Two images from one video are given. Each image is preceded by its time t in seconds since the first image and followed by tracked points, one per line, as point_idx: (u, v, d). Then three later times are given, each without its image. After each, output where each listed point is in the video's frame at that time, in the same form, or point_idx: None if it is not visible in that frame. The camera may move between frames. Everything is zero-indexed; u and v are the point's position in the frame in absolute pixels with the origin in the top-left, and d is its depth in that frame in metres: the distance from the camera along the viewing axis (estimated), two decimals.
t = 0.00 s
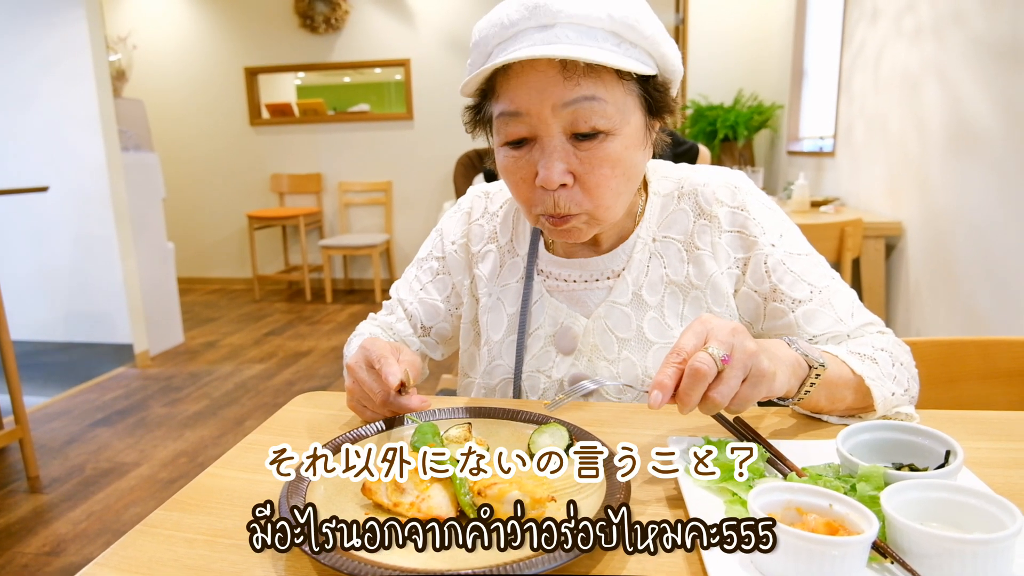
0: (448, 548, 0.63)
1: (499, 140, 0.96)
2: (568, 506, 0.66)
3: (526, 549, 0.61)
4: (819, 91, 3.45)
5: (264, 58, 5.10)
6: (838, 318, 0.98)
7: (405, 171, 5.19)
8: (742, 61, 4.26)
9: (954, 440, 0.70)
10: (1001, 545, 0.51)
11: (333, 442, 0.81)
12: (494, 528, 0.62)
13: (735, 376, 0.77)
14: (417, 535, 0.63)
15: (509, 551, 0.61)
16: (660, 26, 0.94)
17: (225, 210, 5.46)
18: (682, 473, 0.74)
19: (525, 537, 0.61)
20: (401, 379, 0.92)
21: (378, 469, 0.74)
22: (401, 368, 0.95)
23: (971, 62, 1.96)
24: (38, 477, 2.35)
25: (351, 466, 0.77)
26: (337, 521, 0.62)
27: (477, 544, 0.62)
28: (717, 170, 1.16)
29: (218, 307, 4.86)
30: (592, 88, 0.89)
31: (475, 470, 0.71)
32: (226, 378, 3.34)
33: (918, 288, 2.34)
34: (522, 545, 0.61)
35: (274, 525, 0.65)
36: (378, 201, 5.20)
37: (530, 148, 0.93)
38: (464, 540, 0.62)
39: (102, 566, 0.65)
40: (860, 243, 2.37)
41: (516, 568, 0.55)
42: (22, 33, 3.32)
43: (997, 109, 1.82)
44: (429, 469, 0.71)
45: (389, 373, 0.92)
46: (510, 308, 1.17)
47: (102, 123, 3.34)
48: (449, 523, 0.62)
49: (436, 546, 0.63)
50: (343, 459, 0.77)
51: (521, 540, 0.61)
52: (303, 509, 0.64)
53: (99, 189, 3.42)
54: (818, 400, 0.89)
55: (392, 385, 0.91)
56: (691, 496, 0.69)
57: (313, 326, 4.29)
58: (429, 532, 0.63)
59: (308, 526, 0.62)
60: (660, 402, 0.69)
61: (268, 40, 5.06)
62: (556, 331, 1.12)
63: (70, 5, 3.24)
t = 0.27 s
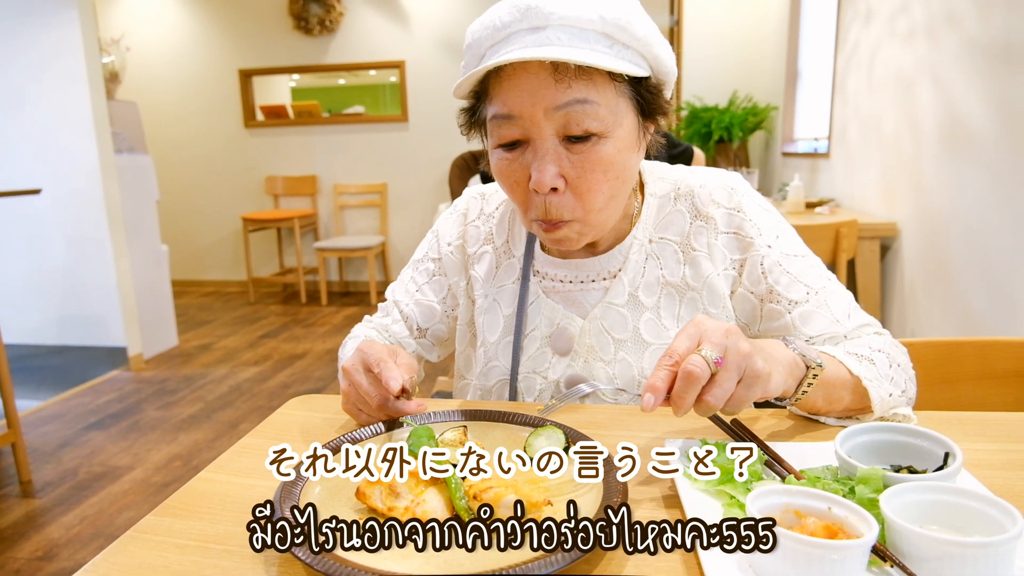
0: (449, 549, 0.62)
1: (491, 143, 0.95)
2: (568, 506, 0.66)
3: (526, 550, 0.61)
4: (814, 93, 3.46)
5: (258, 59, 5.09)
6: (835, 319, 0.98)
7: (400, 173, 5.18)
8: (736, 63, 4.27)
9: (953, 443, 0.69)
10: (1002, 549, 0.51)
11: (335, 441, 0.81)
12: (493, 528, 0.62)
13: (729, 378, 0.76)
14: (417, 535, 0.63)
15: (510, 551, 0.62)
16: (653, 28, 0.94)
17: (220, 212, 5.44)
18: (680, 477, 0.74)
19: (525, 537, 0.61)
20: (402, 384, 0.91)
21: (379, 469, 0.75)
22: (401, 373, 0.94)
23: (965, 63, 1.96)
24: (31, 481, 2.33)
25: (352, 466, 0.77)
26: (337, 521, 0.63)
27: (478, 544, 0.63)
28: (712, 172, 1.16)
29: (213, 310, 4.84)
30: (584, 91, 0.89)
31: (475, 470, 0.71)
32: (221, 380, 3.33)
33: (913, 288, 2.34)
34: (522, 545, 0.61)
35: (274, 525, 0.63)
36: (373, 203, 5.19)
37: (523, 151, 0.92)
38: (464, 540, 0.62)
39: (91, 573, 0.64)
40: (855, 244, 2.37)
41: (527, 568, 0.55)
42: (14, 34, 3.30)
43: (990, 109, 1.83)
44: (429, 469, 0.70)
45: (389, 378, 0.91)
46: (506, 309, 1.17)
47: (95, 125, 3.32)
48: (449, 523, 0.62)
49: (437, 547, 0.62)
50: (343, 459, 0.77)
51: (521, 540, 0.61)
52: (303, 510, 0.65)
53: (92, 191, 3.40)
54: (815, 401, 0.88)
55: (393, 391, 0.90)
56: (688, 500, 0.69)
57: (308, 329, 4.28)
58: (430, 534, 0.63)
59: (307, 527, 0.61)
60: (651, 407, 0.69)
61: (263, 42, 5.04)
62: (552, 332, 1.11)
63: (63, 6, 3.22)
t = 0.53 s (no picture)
0: (448, 549, 0.62)
1: (492, 144, 0.95)
2: (567, 506, 0.65)
3: (526, 550, 0.61)
4: (812, 93, 3.46)
5: (255, 59, 5.07)
6: (835, 322, 0.95)
7: (398, 173, 5.17)
8: (734, 63, 4.27)
9: (952, 444, 0.69)
10: (1001, 552, 0.50)
11: (336, 440, 0.82)
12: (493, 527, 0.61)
13: (729, 360, 0.76)
14: (417, 535, 0.63)
15: (509, 552, 0.61)
16: (653, 28, 0.93)
17: (217, 212, 5.43)
18: (677, 478, 0.73)
19: (524, 537, 0.61)
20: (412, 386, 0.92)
21: (379, 469, 0.74)
22: (411, 374, 0.95)
23: (962, 64, 1.96)
24: (26, 482, 2.31)
25: (352, 466, 0.77)
26: (337, 522, 0.63)
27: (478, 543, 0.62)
28: (713, 175, 1.15)
29: (210, 310, 4.82)
30: (585, 94, 0.88)
31: (475, 470, 0.71)
32: (217, 381, 3.31)
33: (910, 289, 2.34)
34: (522, 546, 0.61)
35: (273, 524, 0.62)
36: (370, 203, 5.18)
37: (524, 153, 0.91)
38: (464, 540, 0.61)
39: None
40: (852, 244, 2.37)
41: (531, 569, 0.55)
42: (10, 34, 3.29)
43: (988, 109, 1.83)
44: (429, 469, 0.70)
45: (399, 378, 0.92)
46: (504, 307, 1.16)
47: (91, 125, 3.31)
48: (449, 523, 0.61)
49: (436, 547, 0.62)
50: (343, 459, 0.77)
51: (521, 539, 0.61)
52: (302, 510, 0.65)
53: (88, 192, 3.39)
54: (820, 382, 0.88)
55: (403, 392, 0.91)
56: (686, 501, 0.68)
57: (305, 329, 4.27)
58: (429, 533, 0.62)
59: (307, 527, 0.61)
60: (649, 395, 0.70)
61: (260, 42, 5.03)
62: (551, 331, 1.11)
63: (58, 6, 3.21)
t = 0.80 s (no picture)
0: (448, 548, 0.62)
1: (498, 141, 0.95)
2: (567, 506, 0.66)
3: (525, 549, 0.61)
4: (810, 93, 3.46)
5: (253, 59, 5.07)
6: (832, 316, 0.96)
7: (396, 173, 5.17)
8: (732, 63, 4.27)
9: (947, 443, 0.69)
10: (997, 551, 0.50)
11: (337, 439, 0.82)
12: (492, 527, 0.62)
13: (716, 365, 0.76)
14: (417, 535, 0.63)
15: (509, 551, 0.61)
16: (657, 29, 0.94)
17: (215, 212, 5.42)
18: (674, 478, 0.73)
19: (524, 537, 0.61)
20: (411, 390, 0.92)
21: (379, 469, 0.74)
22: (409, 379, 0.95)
23: (960, 64, 1.97)
24: (24, 482, 2.31)
25: (352, 466, 0.77)
26: (337, 522, 0.63)
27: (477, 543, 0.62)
28: (711, 173, 1.16)
29: (208, 310, 4.82)
30: (591, 92, 0.88)
31: (475, 470, 0.72)
32: (215, 381, 3.31)
33: (908, 289, 2.35)
34: (521, 545, 0.61)
35: (274, 525, 0.62)
36: (369, 203, 5.18)
37: (529, 150, 0.92)
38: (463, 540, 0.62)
39: None
40: (850, 244, 2.38)
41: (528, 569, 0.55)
42: (8, 33, 3.29)
43: (985, 110, 1.83)
44: (429, 469, 0.70)
45: (399, 382, 0.92)
46: (506, 303, 1.16)
47: (89, 124, 3.30)
48: (449, 523, 0.62)
49: (436, 546, 0.62)
50: (343, 459, 0.77)
51: (520, 539, 0.61)
52: (302, 510, 0.66)
53: (86, 191, 3.38)
54: (814, 375, 0.87)
55: (402, 396, 0.91)
56: (682, 502, 0.69)
57: (304, 329, 4.26)
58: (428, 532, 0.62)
59: (307, 526, 0.61)
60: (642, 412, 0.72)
61: (258, 42, 5.03)
62: (552, 326, 1.11)
63: (56, 5, 3.20)
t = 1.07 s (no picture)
0: (448, 548, 0.63)
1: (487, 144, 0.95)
2: (568, 507, 0.66)
3: (526, 550, 0.61)
4: (807, 93, 3.47)
5: (252, 61, 5.07)
6: (823, 282, 0.95)
7: (395, 175, 5.17)
8: (731, 65, 4.27)
9: (945, 445, 0.69)
10: (994, 552, 0.50)
11: (337, 442, 0.82)
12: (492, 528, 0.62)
13: (686, 348, 0.74)
14: (417, 536, 0.63)
15: (509, 552, 0.62)
16: (641, 31, 0.94)
17: (214, 214, 5.42)
18: (672, 480, 0.73)
19: (524, 537, 0.61)
20: (407, 390, 0.92)
21: (378, 469, 0.75)
22: (407, 380, 0.94)
23: (957, 65, 1.97)
24: (23, 485, 2.31)
25: (352, 466, 0.77)
26: (337, 522, 0.63)
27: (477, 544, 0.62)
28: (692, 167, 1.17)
29: (207, 313, 4.82)
30: (578, 93, 0.89)
31: (475, 470, 0.73)
32: (215, 384, 3.31)
33: (907, 289, 2.35)
34: (522, 546, 0.61)
35: (274, 524, 0.61)
36: (368, 205, 5.19)
37: (519, 152, 0.92)
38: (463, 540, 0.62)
39: None
40: (848, 245, 2.38)
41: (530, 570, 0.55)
42: (7, 37, 3.29)
43: (982, 110, 1.84)
44: (428, 470, 0.71)
45: (396, 382, 0.91)
46: (501, 304, 1.16)
47: (88, 128, 3.30)
48: (449, 524, 0.62)
49: (437, 546, 0.62)
50: (343, 459, 0.78)
51: (521, 540, 0.61)
52: (303, 510, 0.66)
53: (85, 194, 3.38)
54: (806, 344, 0.86)
55: (398, 396, 0.90)
56: (681, 504, 0.69)
57: (303, 331, 4.26)
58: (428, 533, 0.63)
59: (307, 527, 0.61)
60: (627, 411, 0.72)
61: (256, 44, 5.03)
62: (546, 325, 1.11)
63: (55, 8, 3.20)
